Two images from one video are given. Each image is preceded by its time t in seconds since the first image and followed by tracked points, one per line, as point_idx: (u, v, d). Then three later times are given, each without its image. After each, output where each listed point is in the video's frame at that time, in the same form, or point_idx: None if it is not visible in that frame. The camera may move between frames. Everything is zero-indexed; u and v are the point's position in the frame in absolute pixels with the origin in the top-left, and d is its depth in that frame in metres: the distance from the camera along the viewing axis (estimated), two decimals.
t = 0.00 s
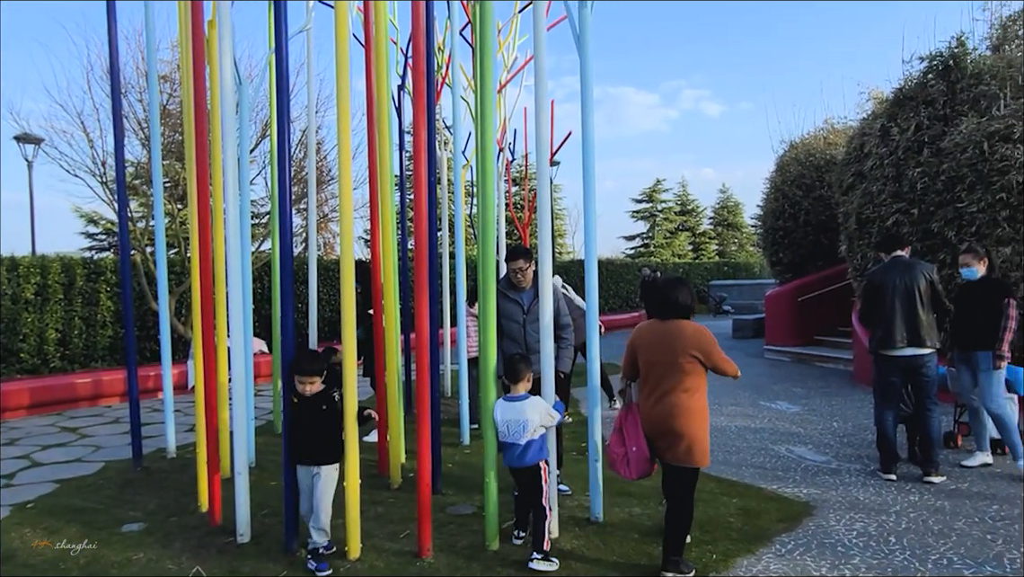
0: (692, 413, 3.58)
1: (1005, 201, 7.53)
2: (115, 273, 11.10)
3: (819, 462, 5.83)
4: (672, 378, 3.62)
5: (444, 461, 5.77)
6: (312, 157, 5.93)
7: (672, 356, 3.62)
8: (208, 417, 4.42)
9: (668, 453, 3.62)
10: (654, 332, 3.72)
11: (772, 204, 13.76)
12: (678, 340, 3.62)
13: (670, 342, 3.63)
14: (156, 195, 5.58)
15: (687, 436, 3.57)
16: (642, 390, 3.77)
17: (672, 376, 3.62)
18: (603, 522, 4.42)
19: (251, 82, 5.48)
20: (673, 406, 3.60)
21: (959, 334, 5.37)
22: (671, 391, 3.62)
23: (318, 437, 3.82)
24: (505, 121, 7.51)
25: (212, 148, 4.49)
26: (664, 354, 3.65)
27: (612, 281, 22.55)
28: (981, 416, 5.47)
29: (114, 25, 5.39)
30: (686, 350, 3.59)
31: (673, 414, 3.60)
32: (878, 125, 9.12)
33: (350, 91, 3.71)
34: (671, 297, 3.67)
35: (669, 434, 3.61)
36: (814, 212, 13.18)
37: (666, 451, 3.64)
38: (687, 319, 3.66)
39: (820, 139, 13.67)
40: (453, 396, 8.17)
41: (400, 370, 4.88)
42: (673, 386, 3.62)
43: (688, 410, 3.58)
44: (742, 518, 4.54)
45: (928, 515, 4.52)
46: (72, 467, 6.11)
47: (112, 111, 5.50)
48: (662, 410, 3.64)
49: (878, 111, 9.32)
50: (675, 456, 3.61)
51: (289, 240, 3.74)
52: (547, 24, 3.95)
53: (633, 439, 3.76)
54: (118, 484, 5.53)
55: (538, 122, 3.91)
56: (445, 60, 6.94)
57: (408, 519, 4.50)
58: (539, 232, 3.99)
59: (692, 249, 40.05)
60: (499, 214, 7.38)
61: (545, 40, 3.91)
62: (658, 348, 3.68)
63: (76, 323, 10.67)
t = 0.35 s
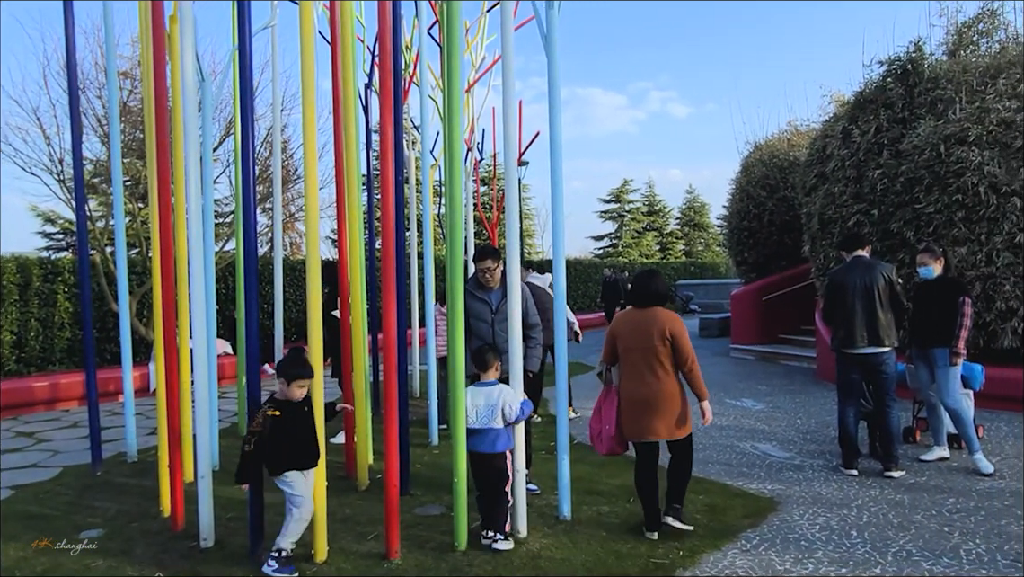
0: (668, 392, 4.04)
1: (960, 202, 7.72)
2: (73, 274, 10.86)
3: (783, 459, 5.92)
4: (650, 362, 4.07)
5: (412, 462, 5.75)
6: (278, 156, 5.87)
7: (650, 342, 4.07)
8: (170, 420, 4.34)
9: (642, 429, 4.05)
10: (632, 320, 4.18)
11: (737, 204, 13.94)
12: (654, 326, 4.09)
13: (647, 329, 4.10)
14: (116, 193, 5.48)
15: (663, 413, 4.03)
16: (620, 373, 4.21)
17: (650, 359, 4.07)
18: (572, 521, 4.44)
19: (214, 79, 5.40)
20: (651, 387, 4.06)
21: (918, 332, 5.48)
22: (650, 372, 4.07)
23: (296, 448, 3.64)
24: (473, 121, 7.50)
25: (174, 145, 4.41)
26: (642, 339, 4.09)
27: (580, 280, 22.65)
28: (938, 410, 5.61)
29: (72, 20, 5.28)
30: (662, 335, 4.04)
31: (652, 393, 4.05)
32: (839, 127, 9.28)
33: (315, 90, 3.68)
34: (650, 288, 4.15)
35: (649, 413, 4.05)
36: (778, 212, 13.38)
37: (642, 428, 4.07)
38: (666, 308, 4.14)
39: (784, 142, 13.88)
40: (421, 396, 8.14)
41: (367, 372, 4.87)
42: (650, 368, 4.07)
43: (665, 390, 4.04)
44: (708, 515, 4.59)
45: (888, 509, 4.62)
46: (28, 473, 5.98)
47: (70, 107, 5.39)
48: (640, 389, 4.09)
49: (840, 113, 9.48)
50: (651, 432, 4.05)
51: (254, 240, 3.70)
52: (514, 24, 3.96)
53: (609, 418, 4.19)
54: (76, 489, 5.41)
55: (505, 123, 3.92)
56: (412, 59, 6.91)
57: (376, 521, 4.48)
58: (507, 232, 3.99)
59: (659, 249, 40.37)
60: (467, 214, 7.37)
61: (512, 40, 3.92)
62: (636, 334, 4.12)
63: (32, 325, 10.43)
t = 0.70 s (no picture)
0: (661, 389, 4.29)
1: (924, 205, 7.88)
2: (35, 274, 10.65)
3: (752, 458, 5.99)
4: (643, 362, 4.30)
5: (383, 464, 5.72)
6: (247, 155, 5.82)
7: (643, 343, 4.29)
8: (134, 422, 4.27)
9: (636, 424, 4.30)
10: (623, 321, 4.37)
11: (707, 206, 14.08)
12: (646, 327, 4.31)
13: (639, 331, 4.31)
14: (79, 192, 5.39)
15: (655, 409, 4.30)
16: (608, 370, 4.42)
17: (643, 359, 4.30)
18: (544, 521, 4.46)
19: (181, 76, 5.33)
20: (645, 385, 4.30)
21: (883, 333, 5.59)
22: (642, 371, 4.30)
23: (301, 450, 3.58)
24: (445, 122, 7.48)
25: (139, 143, 4.34)
26: (635, 340, 4.31)
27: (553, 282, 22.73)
28: (903, 409, 5.71)
29: (34, 15, 5.18)
30: (655, 337, 4.27)
31: (646, 391, 4.30)
32: (807, 131, 9.42)
33: (285, 88, 3.65)
34: (639, 291, 4.35)
35: (641, 409, 4.29)
36: (748, 215, 13.54)
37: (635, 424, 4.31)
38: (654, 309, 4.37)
39: (753, 145, 14.06)
40: (393, 398, 8.11)
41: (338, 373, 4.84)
42: (643, 368, 4.30)
43: (657, 387, 4.30)
44: (679, 514, 4.62)
45: (854, 507, 4.69)
46: None
47: (32, 104, 5.29)
48: (633, 387, 4.31)
49: (808, 117, 9.63)
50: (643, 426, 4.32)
51: (221, 241, 3.66)
52: (486, 25, 3.96)
53: (598, 414, 4.39)
54: (38, 495, 5.31)
55: (477, 124, 3.92)
56: (384, 59, 6.88)
57: (346, 524, 4.45)
58: (478, 234, 3.99)
59: (631, 252, 40.71)
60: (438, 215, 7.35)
61: (484, 41, 3.92)
62: (627, 333, 4.33)
63: None
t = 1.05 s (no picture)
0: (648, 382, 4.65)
1: (895, 208, 8.00)
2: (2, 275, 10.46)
3: (728, 458, 6.04)
4: (630, 355, 4.62)
5: (360, 466, 5.70)
6: (221, 155, 5.76)
7: (629, 336, 4.62)
8: (105, 424, 4.21)
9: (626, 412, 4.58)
10: (608, 318, 4.68)
11: (684, 208, 14.18)
12: (634, 325, 4.65)
13: (626, 325, 4.64)
14: (48, 191, 5.31)
15: (643, 396, 4.58)
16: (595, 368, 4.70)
17: (630, 351, 4.62)
18: (521, 523, 4.46)
19: (154, 74, 5.26)
20: (633, 374, 4.61)
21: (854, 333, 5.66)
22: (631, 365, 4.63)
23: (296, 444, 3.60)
24: (423, 123, 7.47)
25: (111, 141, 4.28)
26: (623, 334, 4.63)
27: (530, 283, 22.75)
28: (875, 409, 5.78)
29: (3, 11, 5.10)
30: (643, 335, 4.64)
31: (634, 381, 4.61)
32: (782, 135, 9.53)
33: (260, 87, 3.61)
34: (621, 291, 4.72)
35: (629, 398, 4.57)
36: (724, 217, 13.65)
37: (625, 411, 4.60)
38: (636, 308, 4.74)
39: (729, 148, 14.18)
40: (370, 400, 8.07)
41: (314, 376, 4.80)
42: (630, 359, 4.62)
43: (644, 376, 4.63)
44: (656, 514, 4.65)
45: (827, 506, 4.75)
46: None
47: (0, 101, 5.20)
48: (623, 381, 4.61)
49: (782, 121, 9.74)
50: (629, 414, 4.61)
51: (195, 241, 3.62)
52: (464, 26, 3.96)
53: (588, 407, 4.64)
54: (6, 499, 5.22)
55: (455, 124, 3.91)
56: (361, 59, 6.85)
57: (322, 527, 4.43)
58: (456, 235, 3.99)
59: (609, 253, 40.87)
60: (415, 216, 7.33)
61: (462, 42, 3.92)
62: (616, 331, 4.65)
63: None
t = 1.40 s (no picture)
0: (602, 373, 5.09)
1: (863, 210, 8.12)
2: None
3: (700, 457, 6.09)
4: (590, 348, 5.04)
5: (333, 468, 5.67)
6: (191, 152, 5.68)
7: (589, 331, 5.05)
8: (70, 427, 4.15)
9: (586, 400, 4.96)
10: (569, 315, 5.09)
11: (657, 210, 14.29)
12: (593, 321, 5.08)
13: (585, 321, 5.07)
14: (11, 188, 5.21)
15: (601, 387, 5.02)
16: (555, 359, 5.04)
17: (589, 345, 5.04)
18: (496, 523, 4.46)
19: (122, 69, 5.18)
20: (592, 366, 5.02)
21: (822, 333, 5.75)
22: (588, 359, 5.04)
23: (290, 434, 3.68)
24: (397, 122, 7.44)
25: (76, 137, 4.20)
26: (583, 330, 5.05)
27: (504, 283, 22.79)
28: (844, 408, 5.87)
29: None
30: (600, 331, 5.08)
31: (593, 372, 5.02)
32: (753, 137, 9.65)
33: (230, 84, 3.57)
34: (579, 291, 5.14)
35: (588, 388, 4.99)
36: (696, 218, 13.77)
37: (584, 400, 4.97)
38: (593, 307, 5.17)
39: (702, 149, 14.31)
40: (342, 401, 8.01)
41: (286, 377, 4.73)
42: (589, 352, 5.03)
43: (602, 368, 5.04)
44: (629, 513, 4.68)
45: (797, 503, 4.81)
46: None
47: None
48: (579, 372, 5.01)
49: (754, 123, 9.86)
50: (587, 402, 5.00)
51: (163, 239, 3.57)
52: (439, 26, 3.95)
53: (547, 398, 4.94)
54: None
55: (429, 123, 3.91)
56: (335, 56, 6.81)
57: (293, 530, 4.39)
58: (430, 234, 3.97)
59: (583, 254, 41.17)
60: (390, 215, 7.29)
61: (437, 41, 3.92)
62: (577, 326, 5.05)
63: None
